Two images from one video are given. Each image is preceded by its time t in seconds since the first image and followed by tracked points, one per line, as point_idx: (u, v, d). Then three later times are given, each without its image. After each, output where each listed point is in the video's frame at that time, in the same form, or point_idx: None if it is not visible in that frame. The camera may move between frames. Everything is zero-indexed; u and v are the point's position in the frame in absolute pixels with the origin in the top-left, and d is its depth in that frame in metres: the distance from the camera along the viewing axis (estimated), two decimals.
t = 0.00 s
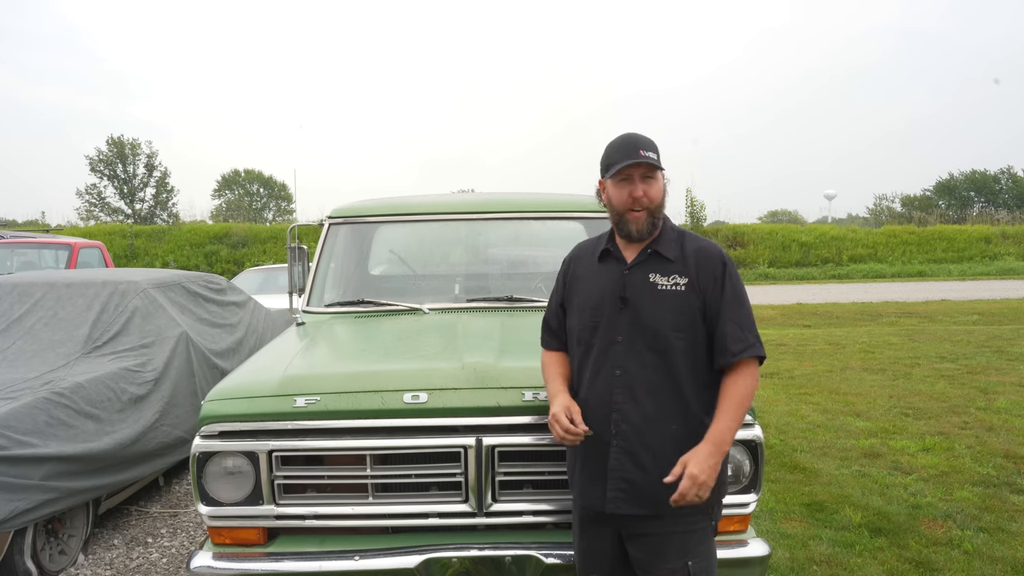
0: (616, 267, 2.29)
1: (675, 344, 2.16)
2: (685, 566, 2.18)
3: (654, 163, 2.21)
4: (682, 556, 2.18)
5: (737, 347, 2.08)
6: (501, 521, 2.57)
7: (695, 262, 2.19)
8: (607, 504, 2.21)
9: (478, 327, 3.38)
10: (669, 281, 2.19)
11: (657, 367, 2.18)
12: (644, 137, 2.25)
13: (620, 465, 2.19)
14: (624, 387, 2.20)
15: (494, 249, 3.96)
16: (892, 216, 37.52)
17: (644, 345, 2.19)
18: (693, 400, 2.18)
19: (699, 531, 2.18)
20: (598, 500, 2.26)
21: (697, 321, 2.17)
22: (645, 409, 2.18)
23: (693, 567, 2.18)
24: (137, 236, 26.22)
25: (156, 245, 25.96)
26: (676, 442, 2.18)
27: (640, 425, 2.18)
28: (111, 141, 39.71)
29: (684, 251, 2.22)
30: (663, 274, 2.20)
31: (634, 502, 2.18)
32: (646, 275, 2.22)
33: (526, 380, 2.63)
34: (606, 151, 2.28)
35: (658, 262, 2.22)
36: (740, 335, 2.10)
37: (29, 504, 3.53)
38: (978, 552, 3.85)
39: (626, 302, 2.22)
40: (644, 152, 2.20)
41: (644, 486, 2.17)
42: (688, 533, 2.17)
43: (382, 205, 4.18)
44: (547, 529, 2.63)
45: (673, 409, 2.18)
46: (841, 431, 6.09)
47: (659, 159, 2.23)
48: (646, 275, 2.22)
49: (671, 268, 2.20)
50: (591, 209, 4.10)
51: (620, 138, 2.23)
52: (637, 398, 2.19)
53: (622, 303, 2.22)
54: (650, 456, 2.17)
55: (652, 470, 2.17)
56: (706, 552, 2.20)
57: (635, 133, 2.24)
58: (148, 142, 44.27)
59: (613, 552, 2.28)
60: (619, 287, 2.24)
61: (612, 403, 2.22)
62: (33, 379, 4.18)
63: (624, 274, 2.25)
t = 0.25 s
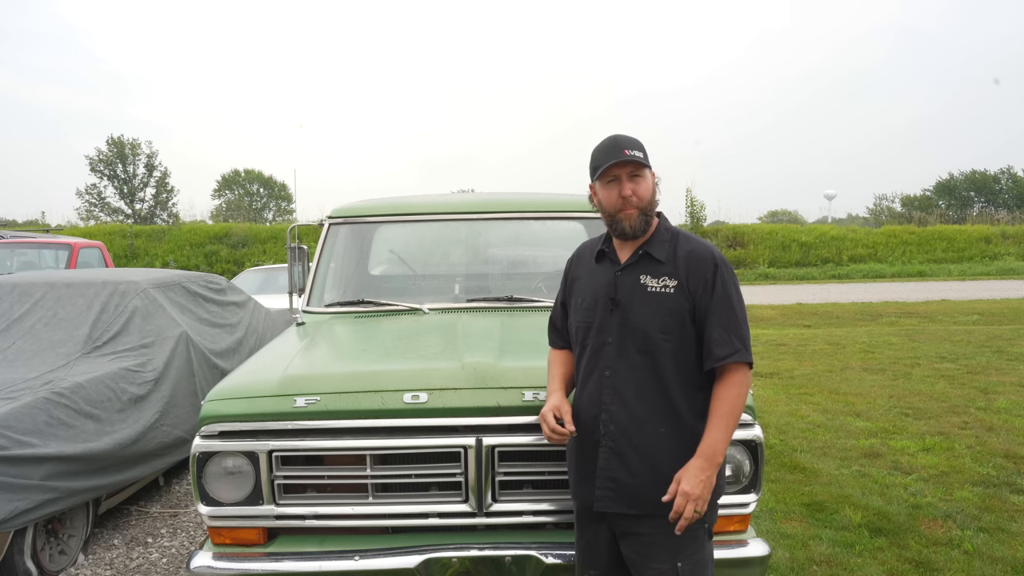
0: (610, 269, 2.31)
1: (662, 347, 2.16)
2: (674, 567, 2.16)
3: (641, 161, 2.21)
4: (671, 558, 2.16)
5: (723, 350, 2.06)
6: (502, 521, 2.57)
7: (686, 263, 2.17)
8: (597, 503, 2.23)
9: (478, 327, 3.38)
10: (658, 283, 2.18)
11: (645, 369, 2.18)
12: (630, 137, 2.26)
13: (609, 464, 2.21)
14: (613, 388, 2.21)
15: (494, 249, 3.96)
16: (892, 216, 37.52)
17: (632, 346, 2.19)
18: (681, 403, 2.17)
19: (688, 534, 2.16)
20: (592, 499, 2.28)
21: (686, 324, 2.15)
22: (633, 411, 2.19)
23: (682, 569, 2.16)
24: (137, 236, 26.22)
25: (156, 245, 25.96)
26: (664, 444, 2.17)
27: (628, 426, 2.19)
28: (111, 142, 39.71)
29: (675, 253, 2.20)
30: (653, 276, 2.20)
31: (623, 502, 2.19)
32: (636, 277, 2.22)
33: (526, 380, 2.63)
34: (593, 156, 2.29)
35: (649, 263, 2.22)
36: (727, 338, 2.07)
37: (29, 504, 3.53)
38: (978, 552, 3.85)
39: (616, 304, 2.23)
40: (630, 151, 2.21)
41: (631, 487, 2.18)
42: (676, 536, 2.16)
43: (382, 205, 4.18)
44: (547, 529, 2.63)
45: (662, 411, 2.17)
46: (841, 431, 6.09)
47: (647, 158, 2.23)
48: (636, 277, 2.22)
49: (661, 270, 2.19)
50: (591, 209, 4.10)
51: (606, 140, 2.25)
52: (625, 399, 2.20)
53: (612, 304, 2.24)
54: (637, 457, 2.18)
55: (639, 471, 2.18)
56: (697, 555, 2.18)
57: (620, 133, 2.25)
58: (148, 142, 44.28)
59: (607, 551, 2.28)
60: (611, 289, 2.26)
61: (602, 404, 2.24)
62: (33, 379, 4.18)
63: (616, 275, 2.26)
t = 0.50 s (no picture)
0: (608, 269, 2.31)
1: (659, 348, 2.16)
2: (671, 567, 2.16)
3: (636, 162, 2.22)
4: (668, 558, 2.16)
5: (720, 351, 2.06)
6: (501, 521, 2.57)
7: (683, 264, 2.17)
8: (594, 502, 2.23)
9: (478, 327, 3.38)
10: (655, 284, 2.18)
11: (642, 369, 2.18)
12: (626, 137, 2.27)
13: (607, 465, 2.21)
14: (609, 389, 2.21)
15: (494, 249, 3.95)
16: (892, 216, 37.54)
17: (629, 347, 2.19)
18: (678, 403, 2.17)
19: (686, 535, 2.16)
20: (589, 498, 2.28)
21: (683, 324, 2.15)
22: (630, 412, 2.19)
23: (679, 569, 2.16)
24: (137, 236, 26.23)
25: (156, 245, 25.96)
26: (661, 444, 2.17)
27: (625, 427, 2.19)
28: (112, 142, 39.71)
29: (672, 253, 2.20)
30: (650, 276, 2.20)
31: (620, 502, 2.19)
32: (633, 278, 2.22)
33: (525, 380, 2.63)
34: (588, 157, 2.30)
35: (646, 264, 2.22)
36: (724, 339, 2.07)
37: (29, 504, 3.53)
38: (978, 552, 3.85)
39: (613, 304, 2.23)
40: (625, 151, 2.21)
41: (627, 487, 2.18)
42: (673, 535, 2.16)
43: (382, 205, 4.18)
44: (547, 529, 2.63)
45: (659, 411, 2.17)
46: (841, 431, 6.09)
47: (642, 158, 2.24)
48: (633, 277, 2.22)
49: (658, 270, 2.19)
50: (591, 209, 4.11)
51: (601, 141, 2.26)
52: (621, 400, 2.20)
53: (609, 305, 2.24)
54: (633, 458, 2.18)
55: (636, 471, 2.18)
56: (694, 555, 2.17)
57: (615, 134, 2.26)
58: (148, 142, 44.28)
59: (605, 551, 2.29)
60: (608, 289, 2.26)
61: (598, 404, 2.24)
62: (33, 379, 4.18)
63: (613, 275, 2.26)
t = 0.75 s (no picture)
0: (608, 270, 2.31)
1: (661, 349, 2.16)
2: (673, 568, 2.16)
3: (637, 162, 2.22)
4: (670, 559, 2.16)
5: (722, 351, 2.06)
6: (501, 521, 2.57)
7: (684, 264, 2.17)
8: (595, 504, 2.23)
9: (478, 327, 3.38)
10: (656, 284, 2.18)
11: (644, 370, 2.18)
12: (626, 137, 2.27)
13: (608, 466, 2.21)
14: (611, 390, 2.21)
15: (494, 249, 3.95)
16: (892, 216, 37.56)
17: (631, 348, 2.19)
18: (679, 404, 2.17)
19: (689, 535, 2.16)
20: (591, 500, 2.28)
21: (684, 324, 2.15)
22: (632, 413, 2.19)
23: (682, 569, 2.16)
24: (137, 236, 26.23)
25: (156, 245, 25.96)
26: (663, 445, 2.17)
27: (627, 428, 2.19)
28: (112, 142, 39.71)
29: (673, 254, 2.20)
30: (651, 277, 2.20)
31: (622, 503, 2.19)
32: (634, 278, 2.22)
33: (525, 380, 2.63)
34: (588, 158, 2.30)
35: (647, 264, 2.22)
36: (725, 339, 2.07)
37: (29, 504, 3.53)
38: (978, 552, 3.85)
39: (615, 305, 2.23)
40: (626, 151, 2.21)
41: (630, 488, 2.18)
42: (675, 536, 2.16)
43: (382, 205, 4.18)
44: (547, 529, 2.63)
45: (661, 412, 2.17)
46: (841, 431, 6.09)
47: (643, 158, 2.24)
48: (634, 278, 2.22)
49: (659, 271, 2.19)
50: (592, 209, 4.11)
51: (600, 142, 2.26)
52: (623, 401, 2.20)
53: (610, 306, 2.24)
54: (636, 459, 2.18)
55: (638, 472, 2.18)
56: (696, 555, 2.17)
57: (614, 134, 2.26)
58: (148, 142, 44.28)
59: (606, 552, 2.29)
60: (609, 290, 2.26)
61: (600, 405, 2.24)
62: (33, 379, 4.18)
63: (613, 276, 2.26)
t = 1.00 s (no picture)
0: (609, 270, 2.31)
1: (664, 349, 2.16)
2: (676, 568, 2.16)
3: (640, 163, 2.22)
4: (672, 559, 2.16)
5: (726, 351, 2.06)
6: (501, 521, 2.57)
7: (687, 264, 2.17)
8: (597, 505, 2.23)
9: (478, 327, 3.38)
10: (659, 284, 2.18)
11: (646, 371, 2.18)
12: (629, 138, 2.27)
13: (611, 467, 2.21)
14: (613, 390, 2.21)
15: (494, 249, 3.95)
16: (892, 216, 37.57)
17: (633, 348, 2.19)
18: (682, 404, 2.17)
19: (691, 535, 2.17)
20: (592, 500, 2.28)
21: (687, 325, 2.15)
22: (635, 413, 2.19)
23: (684, 569, 2.16)
24: (137, 236, 26.23)
25: (156, 245, 25.96)
26: (665, 446, 2.17)
27: (630, 429, 2.19)
28: (112, 142, 39.71)
29: (675, 254, 2.20)
30: (653, 277, 2.19)
31: (624, 504, 2.19)
32: (636, 279, 2.22)
33: (526, 380, 2.63)
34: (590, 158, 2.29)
35: (649, 264, 2.22)
36: (729, 339, 2.07)
37: (29, 504, 3.53)
38: (978, 552, 3.85)
39: (617, 305, 2.23)
40: (628, 152, 2.22)
41: (632, 489, 2.18)
42: (678, 536, 2.16)
43: (382, 205, 4.18)
44: (547, 529, 2.63)
45: (664, 412, 2.17)
46: (841, 431, 6.09)
47: (645, 159, 2.24)
48: (637, 278, 2.22)
49: (661, 271, 2.19)
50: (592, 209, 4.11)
51: (603, 142, 2.26)
52: (626, 401, 2.20)
53: (612, 306, 2.24)
54: (638, 459, 2.18)
55: (641, 473, 2.18)
56: (698, 555, 2.18)
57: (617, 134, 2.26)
58: (148, 142, 44.29)
59: (608, 552, 2.29)
60: (611, 290, 2.26)
61: (602, 405, 2.24)
62: (33, 379, 4.18)
63: (615, 276, 2.26)
